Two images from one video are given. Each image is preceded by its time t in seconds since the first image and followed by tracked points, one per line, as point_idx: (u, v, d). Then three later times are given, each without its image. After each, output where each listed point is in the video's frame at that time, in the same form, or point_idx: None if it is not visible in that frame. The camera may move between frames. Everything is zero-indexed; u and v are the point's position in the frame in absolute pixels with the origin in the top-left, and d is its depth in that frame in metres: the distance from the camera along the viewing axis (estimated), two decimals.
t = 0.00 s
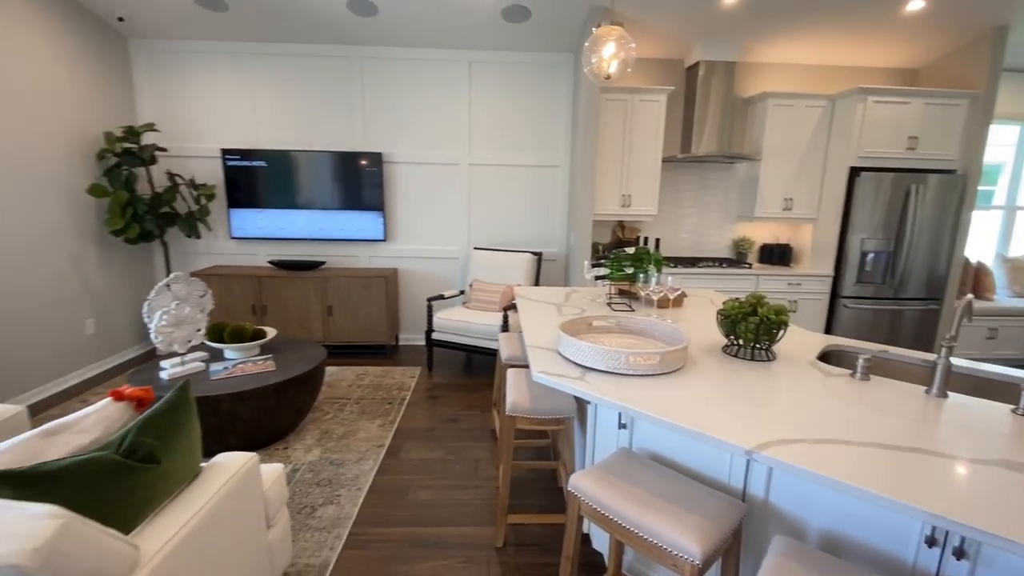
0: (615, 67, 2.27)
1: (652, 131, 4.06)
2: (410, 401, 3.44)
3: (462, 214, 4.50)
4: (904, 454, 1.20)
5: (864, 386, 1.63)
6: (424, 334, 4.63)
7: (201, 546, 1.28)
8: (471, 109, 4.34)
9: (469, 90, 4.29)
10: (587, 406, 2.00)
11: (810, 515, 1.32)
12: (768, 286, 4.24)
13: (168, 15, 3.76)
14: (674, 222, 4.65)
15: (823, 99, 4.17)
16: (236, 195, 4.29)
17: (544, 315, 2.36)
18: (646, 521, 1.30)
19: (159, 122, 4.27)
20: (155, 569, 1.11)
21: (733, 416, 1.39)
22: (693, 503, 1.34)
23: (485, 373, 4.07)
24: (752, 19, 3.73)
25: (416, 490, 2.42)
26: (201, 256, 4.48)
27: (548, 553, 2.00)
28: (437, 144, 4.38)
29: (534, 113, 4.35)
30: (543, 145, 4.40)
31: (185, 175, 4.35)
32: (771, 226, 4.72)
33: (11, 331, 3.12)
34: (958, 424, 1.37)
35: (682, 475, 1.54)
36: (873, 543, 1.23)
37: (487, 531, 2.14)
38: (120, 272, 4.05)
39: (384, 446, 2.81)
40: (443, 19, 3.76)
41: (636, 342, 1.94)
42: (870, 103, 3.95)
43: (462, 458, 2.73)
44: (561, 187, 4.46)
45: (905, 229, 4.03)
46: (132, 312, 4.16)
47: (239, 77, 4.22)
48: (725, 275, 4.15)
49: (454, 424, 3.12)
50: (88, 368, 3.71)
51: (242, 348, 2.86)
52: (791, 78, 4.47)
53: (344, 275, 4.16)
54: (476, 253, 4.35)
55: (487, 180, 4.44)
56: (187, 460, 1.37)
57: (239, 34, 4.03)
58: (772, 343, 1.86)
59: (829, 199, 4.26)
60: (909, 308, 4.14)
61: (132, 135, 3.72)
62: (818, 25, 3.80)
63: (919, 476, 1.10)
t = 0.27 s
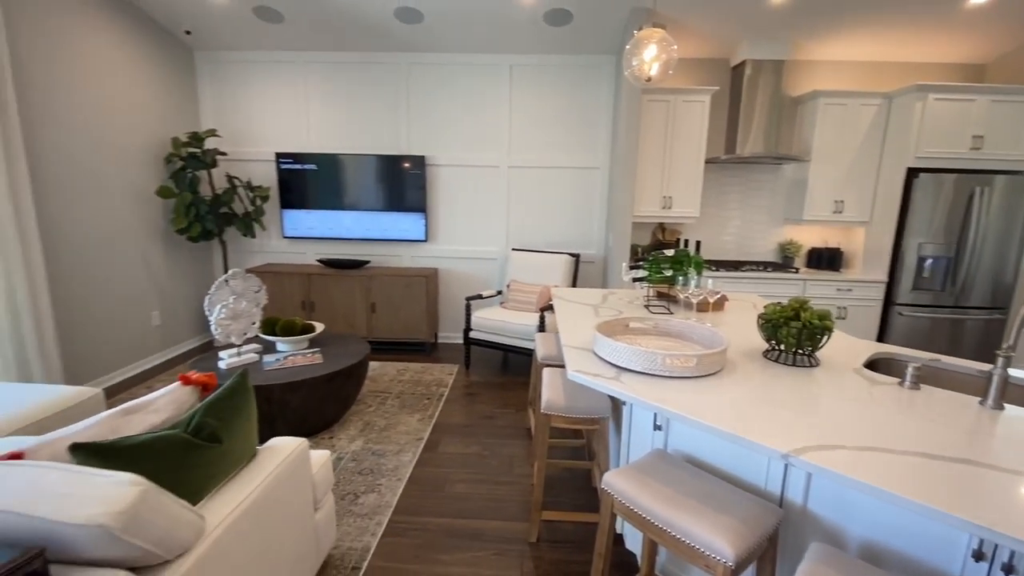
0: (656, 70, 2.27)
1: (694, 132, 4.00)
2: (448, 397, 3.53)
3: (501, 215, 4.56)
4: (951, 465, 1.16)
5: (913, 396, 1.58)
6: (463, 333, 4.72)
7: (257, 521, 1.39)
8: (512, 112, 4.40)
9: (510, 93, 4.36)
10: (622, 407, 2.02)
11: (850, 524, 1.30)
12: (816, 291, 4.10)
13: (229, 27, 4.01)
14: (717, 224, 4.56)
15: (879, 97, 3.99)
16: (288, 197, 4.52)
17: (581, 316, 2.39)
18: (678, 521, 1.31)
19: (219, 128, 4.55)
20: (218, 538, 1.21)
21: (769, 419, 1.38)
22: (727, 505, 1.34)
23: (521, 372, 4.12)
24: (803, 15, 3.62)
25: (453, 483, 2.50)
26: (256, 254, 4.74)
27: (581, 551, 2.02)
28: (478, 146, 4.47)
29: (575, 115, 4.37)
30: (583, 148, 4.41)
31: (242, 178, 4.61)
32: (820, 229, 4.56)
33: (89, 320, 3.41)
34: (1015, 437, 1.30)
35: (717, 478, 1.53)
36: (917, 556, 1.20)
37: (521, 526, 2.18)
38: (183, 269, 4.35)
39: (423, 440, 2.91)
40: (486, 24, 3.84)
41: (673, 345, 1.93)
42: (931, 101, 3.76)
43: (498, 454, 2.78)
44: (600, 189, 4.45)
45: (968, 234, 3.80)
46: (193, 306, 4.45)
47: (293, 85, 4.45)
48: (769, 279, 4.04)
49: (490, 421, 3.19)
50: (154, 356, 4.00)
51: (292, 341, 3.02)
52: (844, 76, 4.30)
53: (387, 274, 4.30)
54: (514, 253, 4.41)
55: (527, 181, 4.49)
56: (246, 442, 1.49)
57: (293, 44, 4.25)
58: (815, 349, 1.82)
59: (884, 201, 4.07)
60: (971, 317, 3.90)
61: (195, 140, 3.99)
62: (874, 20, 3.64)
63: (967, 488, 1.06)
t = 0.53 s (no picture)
0: (699, 68, 2.25)
1: (738, 131, 3.91)
2: (484, 394, 3.59)
3: (539, 215, 4.59)
4: (1009, 477, 1.11)
5: (970, 405, 1.51)
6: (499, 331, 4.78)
7: (306, 501, 1.47)
8: (551, 112, 4.42)
9: (549, 94, 4.38)
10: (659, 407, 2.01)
11: (898, 534, 1.26)
12: (866, 295, 3.93)
13: (281, 35, 4.20)
14: (760, 225, 4.43)
15: (939, 92, 3.79)
16: (333, 196, 4.70)
17: (619, 316, 2.39)
18: (715, 521, 1.30)
19: (271, 131, 4.77)
20: (272, 514, 1.30)
21: (812, 423, 1.36)
22: (767, 508, 1.33)
23: (556, 371, 4.13)
24: (855, 9, 3.48)
25: (488, 477, 2.54)
26: (302, 251, 4.95)
27: (616, 550, 2.02)
28: (517, 147, 4.51)
29: (615, 115, 4.34)
30: (623, 147, 4.39)
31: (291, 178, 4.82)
32: (872, 231, 4.36)
33: (152, 312, 3.65)
34: None
35: (757, 480, 1.51)
36: (970, 570, 1.15)
37: (555, 522, 2.21)
38: (236, 264, 4.59)
39: (459, 434, 2.97)
40: (526, 25, 3.87)
41: (713, 346, 1.91)
42: (997, 95, 3.54)
43: (533, 451, 2.81)
44: (639, 189, 4.41)
45: None
46: (245, 300, 4.69)
47: (340, 89, 4.62)
48: (815, 283, 3.90)
49: (525, 418, 3.22)
50: (209, 347, 4.24)
51: (336, 335, 3.14)
52: (900, 70, 4.10)
53: (426, 272, 4.41)
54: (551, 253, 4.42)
55: (565, 181, 4.50)
56: (297, 427, 1.57)
57: (340, 49, 4.41)
58: (863, 353, 1.76)
59: (943, 202, 3.86)
60: None
61: (248, 143, 4.19)
62: (934, 12, 3.47)
63: None
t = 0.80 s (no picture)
0: (745, 64, 2.21)
1: (783, 128, 3.80)
2: (519, 391, 3.62)
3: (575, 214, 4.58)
4: None
5: None
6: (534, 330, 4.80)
7: (353, 485, 1.53)
8: (589, 111, 4.41)
9: (588, 93, 4.37)
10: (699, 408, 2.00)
11: (954, 544, 1.21)
12: (920, 299, 3.75)
13: (328, 39, 4.35)
14: (805, 225, 4.29)
15: (1004, 85, 3.58)
16: (374, 196, 4.83)
17: (657, 315, 2.37)
18: (758, 523, 1.29)
19: (316, 132, 4.94)
20: (323, 496, 1.37)
21: (861, 427, 1.32)
22: (813, 512, 1.30)
23: (591, 371, 4.12)
24: None
25: (523, 473, 2.57)
26: (344, 248, 5.11)
27: (652, 550, 2.01)
28: (554, 146, 4.52)
29: (654, 113, 4.29)
30: (662, 146, 4.33)
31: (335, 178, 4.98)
32: (927, 232, 4.16)
33: (205, 304, 3.85)
34: None
35: (801, 484, 1.48)
36: None
37: (590, 520, 2.21)
38: (282, 260, 4.78)
39: (495, 429, 3.01)
40: (566, 25, 3.88)
41: (756, 347, 1.88)
42: None
43: (568, 449, 2.83)
44: (679, 188, 4.35)
45: None
46: (290, 295, 4.88)
47: (382, 91, 4.74)
48: (863, 285, 3.75)
49: (560, 416, 3.23)
50: (256, 338, 4.43)
51: (376, 330, 3.25)
52: (960, 63, 3.90)
53: (463, 270, 4.48)
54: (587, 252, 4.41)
55: (602, 180, 4.48)
56: (345, 415, 1.64)
57: (383, 52, 4.53)
58: (917, 358, 1.69)
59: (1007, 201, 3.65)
60: None
61: (295, 144, 4.36)
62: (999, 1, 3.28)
63: None
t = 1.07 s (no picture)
0: (793, 60, 2.16)
1: (829, 125, 3.69)
2: (553, 389, 3.64)
3: (611, 213, 4.56)
4: None
5: None
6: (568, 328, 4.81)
7: (400, 473, 1.59)
8: (627, 109, 4.38)
9: (626, 91, 4.34)
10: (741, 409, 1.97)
11: (1016, 555, 1.16)
12: (977, 303, 3.57)
13: (370, 42, 4.47)
14: (852, 225, 4.15)
15: None
16: (412, 194, 4.93)
17: (698, 315, 2.35)
18: (807, 525, 1.27)
19: (357, 132, 5.08)
20: (374, 481, 1.42)
21: (916, 430, 1.29)
22: (865, 517, 1.27)
23: (625, 371, 4.10)
24: None
25: (559, 469, 2.59)
26: (382, 246, 5.23)
27: (690, 550, 2.00)
28: (591, 144, 4.51)
29: (694, 110, 4.23)
30: (701, 144, 4.26)
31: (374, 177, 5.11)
32: (985, 233, 3.95)
33: (253, 298, 4.02)
34: None
35: (851, 488, 1.45)
36: None
37: (627, 518, 2.21)
38: (324, 257, 4.93)
39: (530, 426, 3.04)
40: (605, 23, 3.87)
41: (802, 348, 1.85)
42: None
43: (603, 447, 2.83)
44: (718, 186, 4.27)
45: None
46: (330, 290, 5.04)
47: (421, 91, 4.83)
48: (914, 288, 3.60)
49: (595, 415, 3.23)
50: (299, 332, 4.59)
51: (415, 325, 3.33)
52: None
53: (498, 267, 4.52)
54: (623, 251, 4.38)
55: (640, 179, 4.44)
56: (392, 405, 1.70)
57: (423, 54, 4.61)
58: (976, 362, 1.63)
59: None
60: None
61: (338, 144, 4.50)
62: None
63: None
